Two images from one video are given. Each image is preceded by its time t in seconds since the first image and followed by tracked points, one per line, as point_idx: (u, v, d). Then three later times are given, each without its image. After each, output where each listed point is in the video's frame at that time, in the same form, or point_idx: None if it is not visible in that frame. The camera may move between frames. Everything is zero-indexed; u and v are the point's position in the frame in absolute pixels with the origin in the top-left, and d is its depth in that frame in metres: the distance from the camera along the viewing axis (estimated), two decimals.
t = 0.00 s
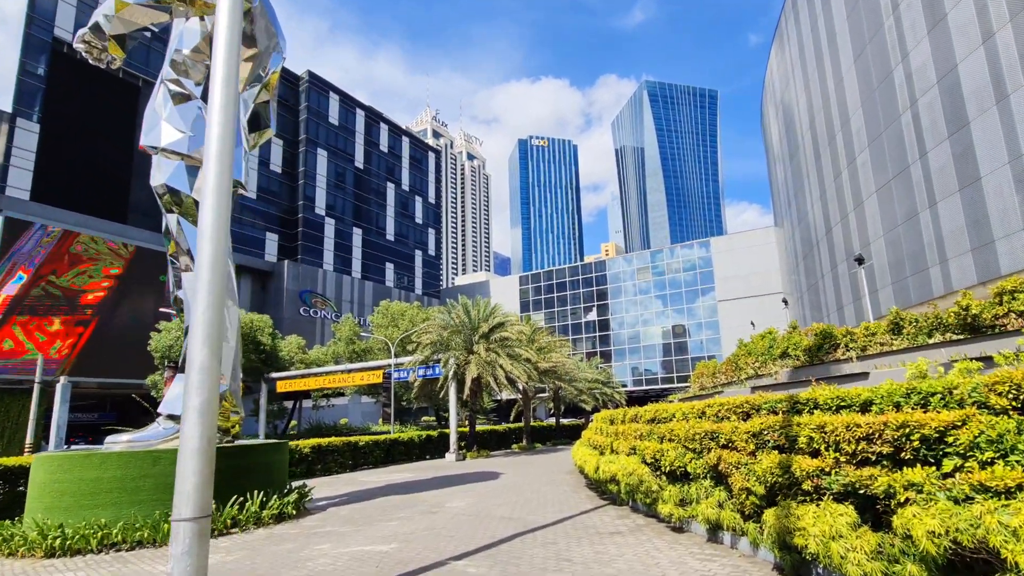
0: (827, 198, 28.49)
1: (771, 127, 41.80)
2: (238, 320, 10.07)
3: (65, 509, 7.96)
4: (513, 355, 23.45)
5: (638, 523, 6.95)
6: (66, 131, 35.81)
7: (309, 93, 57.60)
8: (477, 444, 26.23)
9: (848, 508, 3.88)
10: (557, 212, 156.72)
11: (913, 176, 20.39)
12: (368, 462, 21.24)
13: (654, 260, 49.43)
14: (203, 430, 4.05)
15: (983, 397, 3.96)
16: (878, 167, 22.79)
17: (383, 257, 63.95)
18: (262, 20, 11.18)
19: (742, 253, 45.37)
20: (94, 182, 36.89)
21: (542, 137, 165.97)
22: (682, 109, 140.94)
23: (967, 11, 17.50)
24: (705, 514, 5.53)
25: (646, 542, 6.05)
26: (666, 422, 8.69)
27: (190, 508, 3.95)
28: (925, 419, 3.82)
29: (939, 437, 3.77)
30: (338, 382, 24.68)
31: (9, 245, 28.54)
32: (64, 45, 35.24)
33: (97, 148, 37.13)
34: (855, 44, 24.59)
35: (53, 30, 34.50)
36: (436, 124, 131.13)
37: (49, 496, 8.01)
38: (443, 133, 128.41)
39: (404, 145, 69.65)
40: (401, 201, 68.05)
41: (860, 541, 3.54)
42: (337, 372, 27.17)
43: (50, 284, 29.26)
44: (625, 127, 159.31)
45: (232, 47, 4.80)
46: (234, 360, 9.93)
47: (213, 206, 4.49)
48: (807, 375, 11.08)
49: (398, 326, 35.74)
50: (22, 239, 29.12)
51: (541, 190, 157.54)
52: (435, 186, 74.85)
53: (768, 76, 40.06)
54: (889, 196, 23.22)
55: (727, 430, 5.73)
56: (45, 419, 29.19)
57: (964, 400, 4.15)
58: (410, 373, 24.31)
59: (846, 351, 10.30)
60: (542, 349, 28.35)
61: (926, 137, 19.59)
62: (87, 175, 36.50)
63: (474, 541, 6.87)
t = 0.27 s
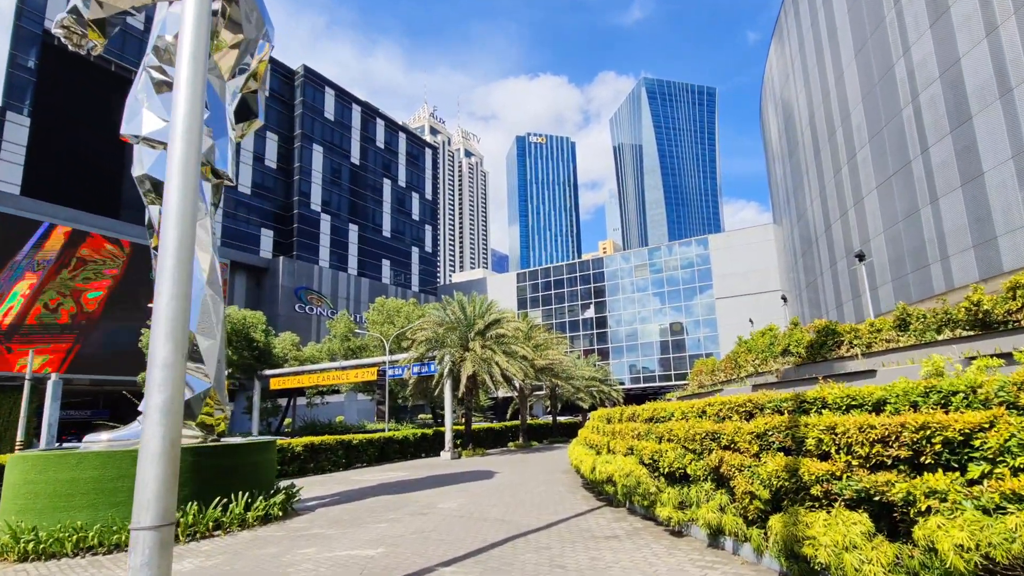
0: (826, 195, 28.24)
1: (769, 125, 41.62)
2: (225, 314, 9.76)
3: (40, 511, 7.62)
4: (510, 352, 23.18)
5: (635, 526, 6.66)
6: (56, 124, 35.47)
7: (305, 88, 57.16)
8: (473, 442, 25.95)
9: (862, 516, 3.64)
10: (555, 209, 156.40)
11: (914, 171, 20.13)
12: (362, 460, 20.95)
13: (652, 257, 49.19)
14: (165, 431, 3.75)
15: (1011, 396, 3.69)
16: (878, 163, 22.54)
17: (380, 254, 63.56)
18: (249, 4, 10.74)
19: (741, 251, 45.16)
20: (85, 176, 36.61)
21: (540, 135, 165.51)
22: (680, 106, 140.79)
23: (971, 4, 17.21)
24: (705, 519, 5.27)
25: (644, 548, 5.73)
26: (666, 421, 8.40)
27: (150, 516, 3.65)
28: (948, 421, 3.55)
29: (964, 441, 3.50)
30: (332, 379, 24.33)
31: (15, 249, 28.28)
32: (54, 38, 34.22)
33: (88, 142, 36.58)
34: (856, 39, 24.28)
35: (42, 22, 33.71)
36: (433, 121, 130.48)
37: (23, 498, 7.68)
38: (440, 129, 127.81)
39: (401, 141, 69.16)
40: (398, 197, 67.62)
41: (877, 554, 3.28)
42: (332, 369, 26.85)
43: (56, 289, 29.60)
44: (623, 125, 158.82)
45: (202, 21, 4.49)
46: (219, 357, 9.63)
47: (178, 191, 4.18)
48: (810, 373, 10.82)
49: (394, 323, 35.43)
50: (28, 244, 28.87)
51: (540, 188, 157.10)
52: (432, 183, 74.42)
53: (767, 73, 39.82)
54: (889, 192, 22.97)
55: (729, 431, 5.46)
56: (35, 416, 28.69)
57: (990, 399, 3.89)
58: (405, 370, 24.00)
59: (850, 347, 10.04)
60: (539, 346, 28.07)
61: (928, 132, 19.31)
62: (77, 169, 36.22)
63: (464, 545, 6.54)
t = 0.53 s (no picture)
0: (824, 192, 28.04)
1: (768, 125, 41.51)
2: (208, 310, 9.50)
3: (13, 512, 7.30)
4: (505, 348, 22.91)
5: (632, 528, 6.39)
6: (46, 116, 34.97)
7: (301, 83, 56.67)
8: (468, 440, 25.68)
9: (878, 521, 3.45)
10: (553, 207, 156.06)
11: (915, 168, 19.91)
12: (355, 458, 20.66)
13: (649, 255, 48.99)
14: (123, 426, 3.44)
15: None
16: (879, 159, 22.31)
17: (376, 250, 63.21)
18: None
19: (739, 249, 45.01)
20: (76, 169, 36.11)
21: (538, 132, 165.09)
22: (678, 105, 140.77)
23: None
24: (706, 521, 5.02)
25: (642, 551, 5.44)
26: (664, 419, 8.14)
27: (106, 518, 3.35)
28: (974, 419, 3.31)
29: (993, 441, 3.24)
30: (324, 376, 23.98)
31: (15, 249, 28.38)
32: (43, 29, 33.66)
33: (78, 135, 36.01)
34: (857, 34, 24.02)
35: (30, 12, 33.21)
36: (431, 118, 129.84)
37: None
38: (438, 126, 127.34)
39: (398, 137, 68.72)
40: (394, 193, 67.23)
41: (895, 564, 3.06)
42: (325, 365, 26.53)
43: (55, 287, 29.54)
44: (621, 123, 158.53)
45: None
46: (204, 353, 9.31)
47: (141, 168, 3.86)
48: (811, 370, 10.62)
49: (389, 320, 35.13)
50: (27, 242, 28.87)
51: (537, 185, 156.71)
52: (429, 179, 74.00)
53: (765, 71, 39.65)
54: (889, 189, 22.76)
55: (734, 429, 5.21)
56: (24, 412, 28.20)
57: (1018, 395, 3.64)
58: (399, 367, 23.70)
59: (854, 344, 9.82)
60: (535, 343, 27.82)
61: (929, 128, 19.12)
62: (68, 162, 35.76)
63: (454, 548, 6.23)
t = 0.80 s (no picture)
0: (824, 189, 27.79)
1: (768, 124, 41.36)
2: (192, 307, 9.27)
3: None
4: (501, 346, 22.63)
5: (629, 533, 6.12)
6: (38, 109, 34.02)
7: (297, 77, 56.14)
8: (462, 438, 25.41)
9: (900, 535, 3.28)
10: (550, 205, 155.61)
11: (917, 164, 19.65)
12: (348, 456, 20.39)
13: (647, 253, 48.77)
14: (75, 425, 3.14)
15: None
16: (880, 156, 22.03)
17: (372, 246, 62.84)
18: None
19: (737, 247, 44.79)
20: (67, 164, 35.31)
21: (536, 129, 164.45)
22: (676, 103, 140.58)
23: None
24: (707, 527, 4.76)
25: (641, 558, 5.17)
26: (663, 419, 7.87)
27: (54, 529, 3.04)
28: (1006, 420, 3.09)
29: None
30: (318, 373, 23.68)
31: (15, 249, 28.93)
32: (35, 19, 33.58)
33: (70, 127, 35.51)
34: (858, 29, 23.70)
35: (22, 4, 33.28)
36: (428, 114, 129.14)
37: None
38: (435, 123, 126.84)
39: (395, 133, 68.23)
40: (391, 189, 66.83)
41: None
42: (319, 361, 26.18)
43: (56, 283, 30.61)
44: (619, 121, 158.07)
45: None
46: (187, 349, 9.05)
47: (98, 145, 3.54)
48: (814, 368, 10.52)
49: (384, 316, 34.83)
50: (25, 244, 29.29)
51: (535, 183, 156.18)
52: (426, 175, 73.51)
53: (765, 68, 39.46)
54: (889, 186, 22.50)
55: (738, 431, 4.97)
56: (13, 409, 27.83)
57: None
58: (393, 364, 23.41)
59: (858, 342, 9.65)
60: (532, 340, 27.54)
61: (931, 124, 18.85)
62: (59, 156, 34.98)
63: (443, 553, 5.93)
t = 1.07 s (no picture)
0: (824, 186, 27.45)
1: (768, 122, 41.06)
2: (174, 299, 8.97)
3: None
4: (498, 343, 22.32)
5: (626, 536, 5.84)
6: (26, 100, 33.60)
7: (293, 71, 55.68)
8: (458, 436, 25.12)
9: (927, 546, 3.05)
10: (549, 203, 155.28)
11: (920, 161, 19.19)
12: (341, 454, 20.12)
13: (646, 251, 48.47)
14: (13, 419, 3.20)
15: None
16: (881, 152, 21.53)
17: (369, 243, 62.50)
18: None
19: (736, 246, 44.50)
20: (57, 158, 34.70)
21: (535, 127, 164.03)
22: (675, 101, 140.26)
23: None
24: (711, 532, 4.49)
25: (641, 564, 4.88)
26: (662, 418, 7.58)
27: None
28: None
29: None
30: (312, 370, 23.38)
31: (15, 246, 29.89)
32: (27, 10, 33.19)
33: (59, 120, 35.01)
34: (860, 23, 23.10)
35: None
36: (427, 111, 128.64)
37: None
38: (434, 120, 126.40)
39: (392, 128, 67.81)
40: (389, 185, 66.46)
41: None
42: (313, 358, 25.84)
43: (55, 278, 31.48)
44: (619, 119, 157.43)
45: None
46: (169, 344, 8.75)
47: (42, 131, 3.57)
48: (820, 365, 10.29)
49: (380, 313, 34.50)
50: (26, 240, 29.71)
51: (534, 181, 155.73)
52: (424, 172, 73.07)
53: (765, 65, 39.03)
54: (891, 183, 22.04)
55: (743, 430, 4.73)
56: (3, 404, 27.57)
57: None
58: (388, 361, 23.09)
59: (865, 338, 9.42)
60: (529, 338, 27.24)
61: (933, 121, 18.38)
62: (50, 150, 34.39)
63: (431, 558, 5.63)
